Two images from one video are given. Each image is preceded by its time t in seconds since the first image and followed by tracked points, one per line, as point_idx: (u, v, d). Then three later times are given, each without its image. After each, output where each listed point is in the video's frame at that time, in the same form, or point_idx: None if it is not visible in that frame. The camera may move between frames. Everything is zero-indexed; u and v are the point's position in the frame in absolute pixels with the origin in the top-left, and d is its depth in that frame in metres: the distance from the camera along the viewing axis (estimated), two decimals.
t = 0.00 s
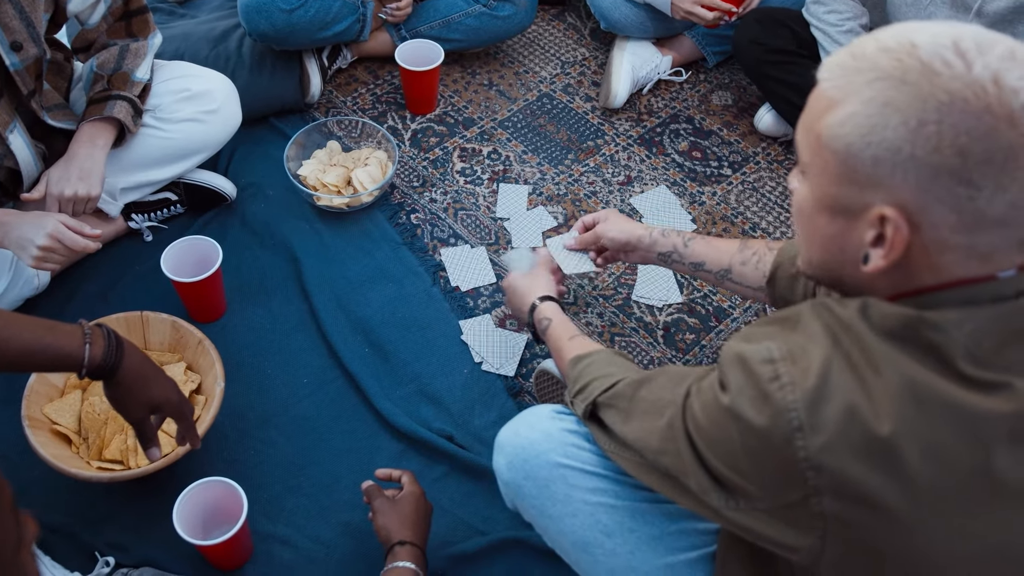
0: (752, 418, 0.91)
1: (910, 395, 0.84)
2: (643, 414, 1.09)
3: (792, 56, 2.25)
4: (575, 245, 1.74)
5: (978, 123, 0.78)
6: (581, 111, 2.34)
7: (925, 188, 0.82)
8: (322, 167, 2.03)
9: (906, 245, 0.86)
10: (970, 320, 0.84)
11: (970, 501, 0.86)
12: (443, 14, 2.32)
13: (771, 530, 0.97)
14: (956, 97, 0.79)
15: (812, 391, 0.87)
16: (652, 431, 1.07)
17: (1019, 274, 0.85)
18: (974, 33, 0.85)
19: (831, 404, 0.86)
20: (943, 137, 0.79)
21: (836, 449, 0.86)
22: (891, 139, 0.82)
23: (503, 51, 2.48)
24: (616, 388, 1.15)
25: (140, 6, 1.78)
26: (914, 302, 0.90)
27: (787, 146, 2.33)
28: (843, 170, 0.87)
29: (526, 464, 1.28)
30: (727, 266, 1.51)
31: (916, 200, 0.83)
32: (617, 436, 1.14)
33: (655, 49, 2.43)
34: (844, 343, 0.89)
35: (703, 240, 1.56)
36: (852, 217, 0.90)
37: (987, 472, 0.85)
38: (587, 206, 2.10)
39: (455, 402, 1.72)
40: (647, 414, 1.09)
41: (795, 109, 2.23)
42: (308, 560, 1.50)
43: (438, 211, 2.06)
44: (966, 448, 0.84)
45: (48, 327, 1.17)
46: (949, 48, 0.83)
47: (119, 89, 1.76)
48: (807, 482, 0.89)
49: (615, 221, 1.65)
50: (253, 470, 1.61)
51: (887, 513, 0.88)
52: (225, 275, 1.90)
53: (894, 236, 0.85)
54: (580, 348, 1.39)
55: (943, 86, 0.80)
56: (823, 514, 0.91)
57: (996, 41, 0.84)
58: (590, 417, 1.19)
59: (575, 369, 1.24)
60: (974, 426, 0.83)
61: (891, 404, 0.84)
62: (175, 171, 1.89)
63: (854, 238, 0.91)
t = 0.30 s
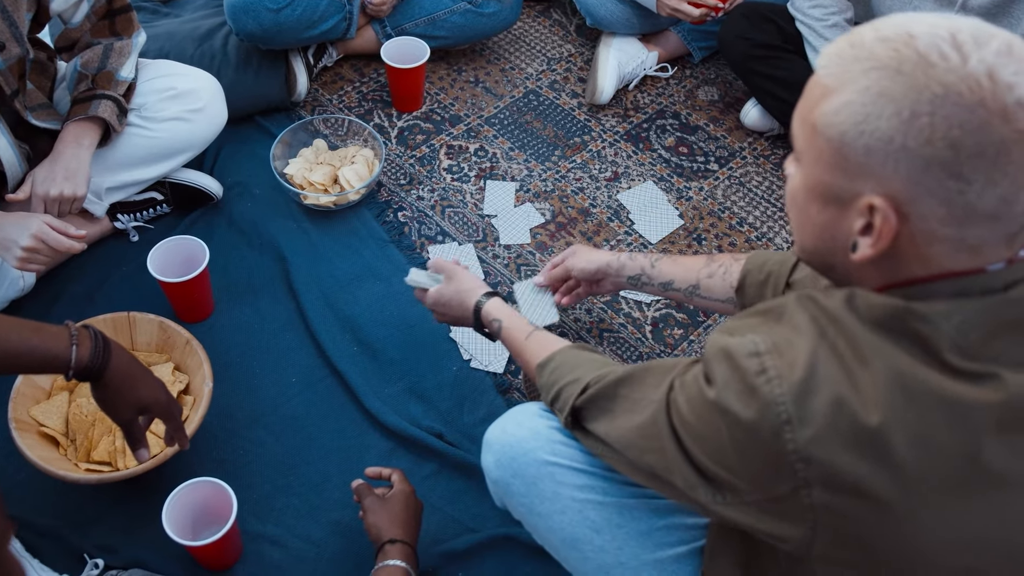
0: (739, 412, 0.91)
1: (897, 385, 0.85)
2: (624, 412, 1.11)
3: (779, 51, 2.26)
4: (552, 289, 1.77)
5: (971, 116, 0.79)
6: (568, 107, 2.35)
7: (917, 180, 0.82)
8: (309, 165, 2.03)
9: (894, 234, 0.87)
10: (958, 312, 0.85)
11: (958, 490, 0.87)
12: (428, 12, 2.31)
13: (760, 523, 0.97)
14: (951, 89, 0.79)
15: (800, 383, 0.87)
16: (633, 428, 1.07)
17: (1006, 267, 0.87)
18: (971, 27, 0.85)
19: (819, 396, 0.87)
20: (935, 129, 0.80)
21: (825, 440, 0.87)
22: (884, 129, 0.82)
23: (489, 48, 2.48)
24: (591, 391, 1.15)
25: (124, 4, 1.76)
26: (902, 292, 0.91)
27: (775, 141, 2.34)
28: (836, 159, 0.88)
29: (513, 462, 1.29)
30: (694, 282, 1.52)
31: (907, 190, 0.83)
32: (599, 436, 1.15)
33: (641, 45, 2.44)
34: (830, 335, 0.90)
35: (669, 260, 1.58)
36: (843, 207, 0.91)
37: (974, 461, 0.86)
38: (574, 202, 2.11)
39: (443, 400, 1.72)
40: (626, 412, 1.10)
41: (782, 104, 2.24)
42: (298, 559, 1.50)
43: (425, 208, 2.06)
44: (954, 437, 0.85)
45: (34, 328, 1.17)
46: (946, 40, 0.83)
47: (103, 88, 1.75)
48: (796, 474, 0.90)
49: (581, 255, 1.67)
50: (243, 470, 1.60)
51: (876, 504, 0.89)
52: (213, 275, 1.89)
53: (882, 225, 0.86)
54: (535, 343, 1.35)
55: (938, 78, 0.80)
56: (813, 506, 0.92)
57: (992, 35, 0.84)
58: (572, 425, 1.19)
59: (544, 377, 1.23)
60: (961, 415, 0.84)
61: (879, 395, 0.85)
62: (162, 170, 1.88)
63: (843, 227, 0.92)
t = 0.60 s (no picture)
0: (733, 414, 0.92)
1: (892, 386, 0.85)
2: (619, 414, 1.11)
3: (770, 51, 2.27)
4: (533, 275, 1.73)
5: (961, 121, 0.79)
6: (559, 107, 2.35)
7: (907, 184, 0.83)
8: (300, 166, 2.02)
9: (884, 238, 0.88)
10: (949, 314, 0.86)
11: (951, 490, 0.88)
12: (419, 12, 2.31)
13: (754, 526, 0.98)
14: (942, 94, 0.79)
15: (793, 385, 0.88)
16: (628, 430, 1.08)
17: (998, 268, 0.88)
18: (964, 28, 0.85)
19: (813, 398, 0.87)
20: (926, 133, 0.80)
21: (819, 442, 0.87)
22: (875, 133, 0.83)
23: (480, 48, 2.48)
24: (584, 394, 1.15)
25: (113, 5, 1.75)
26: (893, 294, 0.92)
27: (765, 141, 2.35)
28: (827, 161, 0.88)
29: (506, 463, 1.29)
30: (679, 285, 1.54)
31: (897, 194, 0.84)
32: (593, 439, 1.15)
33: (632, 44, 2.44)
34: (823, 336, 0.90)
35: (654, 264, 1.59)
36: (833, 209, 0.91)
37: (967, 460, 0.87)
38: (566, 202, 2.11)
39: (436, 400, 1.72)
40: (621, 414, 1.11)
41: (773, 104, 2.25)
42: (291, 561, 1.51)
43: (417, 209, 2.06)
44: (947, 437, 0.86)
45: (25, 331, 1.16)
46: (938, 42, 0.82)
47: (93, 89, 1.74)
48: (790, 477, 0.91)
49: (571, 257, 1.68)
50: (235, 472, 1.60)
51: (870, 505, 0.89)
52: (204, 276, 1.89)
53: (872, 228, 0.87)
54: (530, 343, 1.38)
55: (930, 82, 0.80)
56: (807, 509, 0.92)
57: (983, 38, 0.83)
58: (566, 427, 1.19)
59: (537, 377, 1.24)
60: (953, 415, 0.85)
61: (872, 396, 0.86)
62: (153, 172, 1.87)
63: (833, 229, 0.93)
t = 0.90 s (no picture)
0: (726, 421, 0.92)
1: (881, 396, 0.85)
2: (619, 417, 1.11)
3: (769, 57, 2.28)
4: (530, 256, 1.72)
5: (959, 137, 0.79)
6: (558, 112, 2.35)
7: (904, 199, 0.83)
8: (299, 170, 2.02)
9: (881, 251, 0.88)
10: (944, 327, 0.86)
11: (942, 503, 0.88)
12: (418, 15, 2.32)
13: (746, 532, 0.98)
14: (939, 109, 0.80)
15: (784, 393, 0.88)
16: (628, 433, 1.08)
17: (996, 282, 0.88)
18: (964, 40, 0.85)
19: (804, 406, 0.88)
20: (922, 148, 0.81)
21: (808, 451, 0.88)
22: (872, 146, 0.83)
23: (480, 53, 2.48)
24: (589, 392, 1.16)
25: (114, 8, 1.76)
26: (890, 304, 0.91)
27: (765, 146, 2.36)
28: (826, 171, 0.88)
29: (504, 467, 1.29)
30: (692, 275, 1.54)
31: (894, 209, 0.84)
32: (593, 439, 1.15)
33: (631, 49, 2.45)
34: (817, 344, 0.90)
35: (667, 252, 1.58)
36: (831, 218, 0.91)
37: (958, 474, 0.87)
38: (565, 206, 2.12)
39: (434, 404, 1.72)
40: (621, 417, 1.11)
41: (772, 109, 2.25)
42: (289, 564, 1.50)
43: (416, 213, 2.06)
44: (938, 450, 0.86)
45: (24, 334, 1.16)
46: (937, 56, 0.83)
47: (93, 92, 1.74)
48: (780, 484, 0.91)
49: (580, 241, 1.65)
50: (233, 475, 1.60)
51: (861, 516, 0.89)
52: (203, 279, 1.89)
53: (870, 241, 0.87)
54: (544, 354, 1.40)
55: (927, 97, 0.80)
56: (797, 516, 0.93)
57: (983, 51, 0.83)
58: (566, 422, 1.20)
59: (544, 376, 1.25)
60: (944, 428, 0.85)
61: (862, 406, 0.86)
62: (152, 175, 1.87)
63: (832, 239, 0.93)
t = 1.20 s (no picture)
0: (729, 435, 0.92)
1: (886, 413, 0.85)
2: (623, 425, 1.11)
3: (773, 64, 2.27)
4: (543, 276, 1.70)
5: (966, 155, 0.79)
6: (564, 117, 2.35)
7: (909, 215, 0.83)
8: (305, 174, 2.03)
9: (884, 266, 0.88)
10: (949, 345, 0.86)
11: (947, 522, 0.87)
12: (424, 21, 2.32)
13: (749, 548, 0.98)
14: (946, 126, 0.79)
15: (789, 408, 0.88)
16: (629, 443, 1.08)
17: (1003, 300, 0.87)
18: (975, 55, 0.85)
19: (809, 421, 0.88)
20: (928, 165, 0.80)
21: (812, 467, 0.87)
22: (878, 161, 0.83)
23: (485, 58, 2.49)
24: (594, 398, 1.16)
25: (121, 11, 1.76)
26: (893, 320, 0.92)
27: (770, 153, 2.35)
28: (832, 183, 0.88)
29: (507, 473, 1.29)
30: (699, 286, 1.54)
31: (897, 224, 0.84)
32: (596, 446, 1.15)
33: (637, 56, 2.45)
34: (822, 359, 0.90)
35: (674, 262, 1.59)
36: (835, 231, 0.91)
37: (962, 494, 0.86)
38: (569, 212, 2.11)
39: (437, 410, 1.72)
40: (625, 426, 1.11)
41: (778, 117, 2.25)
42: (290, 568, 1.50)
43: (420, 218, 2.07)
44: (942, 468, 0.85)
45: (28, 336, 1.16)
46: (946, 71, 0.82)
47: (99, 94, 1.74)
48: (783, 500, 0.90)
49: (587, 250, 1.65)
50: (236, 479, 1.60)
51: (864, 533, 0.89)
52: (207, 282, 1.89)
53: (872, 256, 0.87)
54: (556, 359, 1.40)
55: (935, 113, 0.80)
56: (799, 532, 0.92)
57: (994, 68, 0.83)
58: (571, 427, 1.20)
59: (551, 380, 1.25)
60: (949, 446, 0.85)
61: (867, 423, 0.85)
62: (157, 177, 1.88)
63: (836, 251, 0.93)
